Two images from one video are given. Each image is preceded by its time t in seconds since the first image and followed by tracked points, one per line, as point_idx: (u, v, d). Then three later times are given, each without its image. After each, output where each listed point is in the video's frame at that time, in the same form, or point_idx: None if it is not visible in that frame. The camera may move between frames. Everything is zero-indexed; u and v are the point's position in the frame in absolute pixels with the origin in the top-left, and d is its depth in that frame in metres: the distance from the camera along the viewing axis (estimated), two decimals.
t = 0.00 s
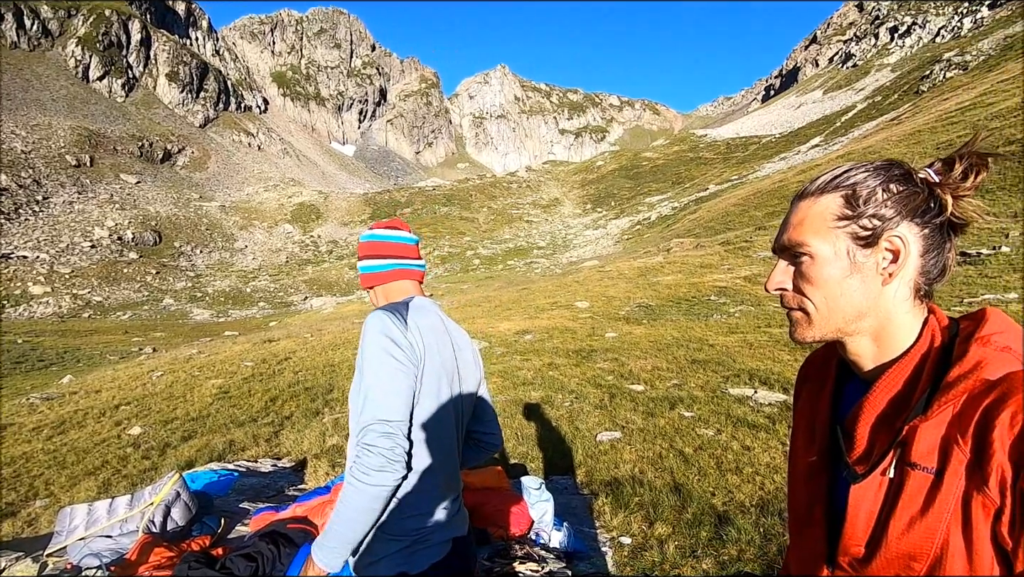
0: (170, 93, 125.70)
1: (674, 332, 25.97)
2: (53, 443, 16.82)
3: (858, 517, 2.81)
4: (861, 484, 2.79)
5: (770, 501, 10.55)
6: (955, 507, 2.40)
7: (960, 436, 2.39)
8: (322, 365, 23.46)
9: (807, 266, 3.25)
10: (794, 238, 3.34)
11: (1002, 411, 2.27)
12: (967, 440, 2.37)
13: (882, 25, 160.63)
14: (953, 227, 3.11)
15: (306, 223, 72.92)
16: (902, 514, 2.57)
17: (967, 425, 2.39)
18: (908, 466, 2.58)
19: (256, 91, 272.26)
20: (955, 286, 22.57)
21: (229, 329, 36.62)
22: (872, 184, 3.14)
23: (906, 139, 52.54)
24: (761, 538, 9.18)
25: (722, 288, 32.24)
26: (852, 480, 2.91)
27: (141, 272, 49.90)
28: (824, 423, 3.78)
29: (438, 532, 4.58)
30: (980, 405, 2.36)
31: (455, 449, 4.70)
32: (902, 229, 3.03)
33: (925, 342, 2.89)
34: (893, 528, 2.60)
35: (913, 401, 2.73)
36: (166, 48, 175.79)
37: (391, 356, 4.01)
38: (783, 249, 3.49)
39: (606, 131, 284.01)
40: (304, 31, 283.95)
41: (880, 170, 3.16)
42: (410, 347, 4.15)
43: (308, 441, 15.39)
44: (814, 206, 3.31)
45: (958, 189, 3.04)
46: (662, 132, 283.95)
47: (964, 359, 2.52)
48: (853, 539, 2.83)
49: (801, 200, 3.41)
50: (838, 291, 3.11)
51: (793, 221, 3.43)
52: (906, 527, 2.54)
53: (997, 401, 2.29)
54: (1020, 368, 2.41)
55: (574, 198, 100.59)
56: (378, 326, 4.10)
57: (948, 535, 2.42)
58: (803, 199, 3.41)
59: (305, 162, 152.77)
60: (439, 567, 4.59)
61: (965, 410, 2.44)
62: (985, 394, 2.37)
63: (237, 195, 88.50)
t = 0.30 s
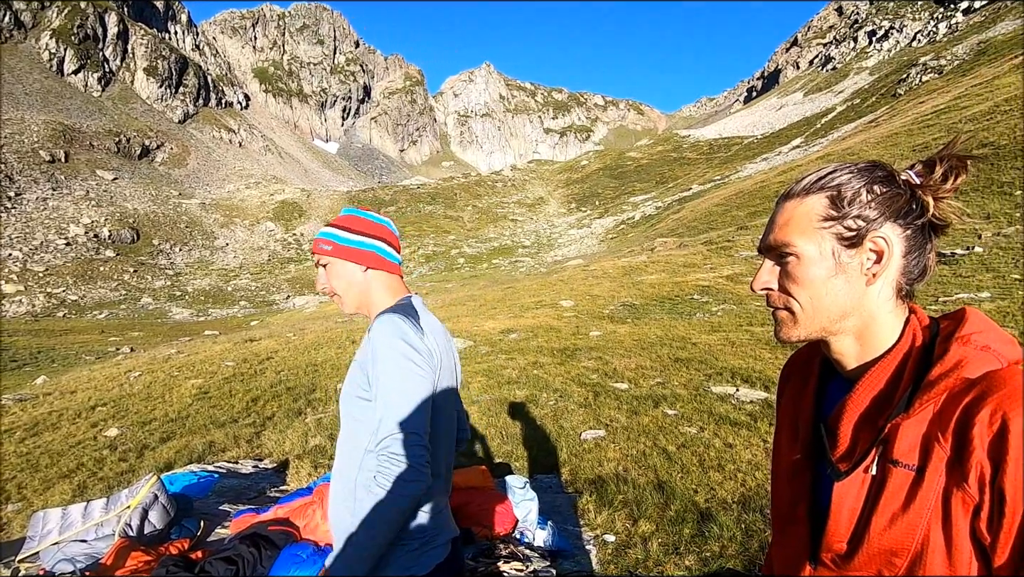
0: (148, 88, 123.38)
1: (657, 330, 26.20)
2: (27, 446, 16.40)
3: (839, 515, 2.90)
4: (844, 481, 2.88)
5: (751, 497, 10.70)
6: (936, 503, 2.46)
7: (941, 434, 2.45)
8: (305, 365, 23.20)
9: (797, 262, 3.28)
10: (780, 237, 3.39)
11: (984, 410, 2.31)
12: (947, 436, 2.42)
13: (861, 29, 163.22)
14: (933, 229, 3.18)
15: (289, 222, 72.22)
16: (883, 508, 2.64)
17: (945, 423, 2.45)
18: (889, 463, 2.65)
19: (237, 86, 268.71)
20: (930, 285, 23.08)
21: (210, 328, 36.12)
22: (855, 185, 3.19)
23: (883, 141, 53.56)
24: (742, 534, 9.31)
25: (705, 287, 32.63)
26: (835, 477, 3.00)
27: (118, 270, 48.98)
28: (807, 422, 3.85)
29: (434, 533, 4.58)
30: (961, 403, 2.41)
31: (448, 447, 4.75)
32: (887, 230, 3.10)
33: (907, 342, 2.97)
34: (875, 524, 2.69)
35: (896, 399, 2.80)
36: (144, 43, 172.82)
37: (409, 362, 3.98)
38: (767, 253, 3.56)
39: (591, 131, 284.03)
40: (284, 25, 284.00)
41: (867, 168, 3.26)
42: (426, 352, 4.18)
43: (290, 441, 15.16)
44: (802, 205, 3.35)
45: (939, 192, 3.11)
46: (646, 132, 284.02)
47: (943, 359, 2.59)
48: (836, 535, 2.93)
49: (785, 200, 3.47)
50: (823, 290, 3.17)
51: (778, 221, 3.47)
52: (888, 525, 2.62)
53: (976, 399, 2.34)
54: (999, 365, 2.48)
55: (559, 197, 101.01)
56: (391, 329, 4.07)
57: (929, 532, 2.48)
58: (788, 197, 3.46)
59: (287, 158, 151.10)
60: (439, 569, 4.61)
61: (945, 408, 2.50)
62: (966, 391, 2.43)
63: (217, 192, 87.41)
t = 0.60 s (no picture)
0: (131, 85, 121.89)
1: (645, 331, 26.36)
2: (6, 450, 16.08)
3: (824, 513, 2.96)
4: (829, 479, 2.96)
5: (739, 497, 10.80)
6: (916, 501, 2.50)
7: (921, 432, 2.50)
8: (292, 367, 23.02)
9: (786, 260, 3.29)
10: (767, 240, 3.42)
11: (962, 410, 2.35)
12: (929, 436, 2.46)
13: (845, 32, 164.96)
14: (914, 231, 3.24)
15: (276, 222, 71.69)
16: (870, 506, 2.68)
17: (928, 421, 2.50)
18: (873, 463, 2.70)
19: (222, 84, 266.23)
20: (912, 286, 23.45)
21: (195, 330, 35.76)
22: (840, 189, 3.23)
23: (867, 144, 54.28)
24: (729, 533, 9.38)
25: (692, 287, 32.90)
26: (820, 476, 3.06)
27: (101, 271, 48.29)
28: (793, 421, 3.90)
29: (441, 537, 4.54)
30: (942, 402, 2.46)
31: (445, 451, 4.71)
32: (870, 233, 3.14)
33: (889, 342, 3.03)
34: (860, 522, 2.74)
35: (879, 398, 2.86)
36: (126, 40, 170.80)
37: (453, 362, 3.65)
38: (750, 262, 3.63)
39: (579, 132, 283.97)
40: (271, 24, 284.15)
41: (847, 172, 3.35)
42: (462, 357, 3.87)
43: (277, 444, 15.00)
44: (788, 205, 3.40)
45: (919, 195, 3.17)
46: (634, 133, 283.97)
47: (925, 360, 2.64)
48: (822, 533, 2.98)
49: (773, 201, 3.51)
50: (809, 291, 3.21)
51: (764, 224, 3.52)
52: (872, 522, 2.66)
53: (958, 398, 2.38)
54: (978, 365, 2.52)
55: (547, 198, 101.37)
56: (432, 335, 3.74)
57: (910, 530, 2.53)
58: (775, 199, 3.50)
59: (274, 158, 150.03)
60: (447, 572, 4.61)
61: (925, 406, 2.56)
62: (946, 390, 2.48)
63: (203, 192, 86.63)
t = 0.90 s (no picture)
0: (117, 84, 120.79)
1: (635, 331, 26.47)
2: None
3: (811, 509, 2.99)
4: (816, 477, 2.99)
5: (727, 495, 10.89)
6: (900, 498, 2.53)
7: (906, 429, 2.53)
8: (280, 369, 22.81)
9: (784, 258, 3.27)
10: (753, 242, 3.45)
11: (942, 406, 2.39)
12: (913, 431, 2.49)
13: (832, 35, 166.44)
14: (897, 232, 3.32)
15: (264, 222, 71.18)
16: (853, 503, 2.70)
17: (911, 418, 2.53)
18: (859, 460, 2.72)
19: (210, 83, 264.21)
20: (898, 285, 23.80)
21: (182, 331, 35.40)
22: (824, 191, 3.28)
23: (853, 146, 54.92)
24: (718, 532, 9.45)
25: (682, 287, 33.13)
26: (807, 473, 3.10)
27: (86, 272, 47.61)
28: (781, 419, 3.94)
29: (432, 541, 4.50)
30: (926, 399, 2.51)
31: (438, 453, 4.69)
32: (854, 233, 3.19)
33: (872, 341, 3.10)
34: (845, 519, 2.74)
35: (864, 397, 2.93)
36: (111, 37, 168.84)
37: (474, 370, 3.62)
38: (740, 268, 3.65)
39: (569, 132, 284.04)
40: (259, 23, 284.05)
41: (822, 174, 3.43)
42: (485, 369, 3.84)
43: (264, 446, 14.84)
44: (778, 207, 3.41)
45: (903, 197, 3.25)
46: (624, 134, 284.00)
47: (908, 358, 2.69)
48: (808, 529, 3.01)
49: (760, 202, 3.54)
50: (795, 294, 3.23)
51: (752, 227, 3.54)
52: (855, 519, 2.68)
53: (940, 397, 2.42)
54: (959, 363, 2.57)
55: (538, 198, 101.60)
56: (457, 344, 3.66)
57: (896, 526, 2.54)
58: (763, 200, 3.53)
59: (262, 158, 149.16)
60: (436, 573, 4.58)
61: (907, 404, 2.61)
62: (930, 388, 2.52)
63: (190, 192, 85.91)
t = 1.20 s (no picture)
0: (103, 82, 119.84)
1: (626, 330, 26.57)
2: None
3: (793, 503, 3.02)
4: (796, 472, 3.02)
5: (716, 492, 10.95)
6: (879, 493, 2.55)
7: (884, 424, 2.55)
8: (270, 370, 22.66)
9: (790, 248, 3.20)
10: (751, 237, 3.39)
11: (921, 401, 2.41)
12: (891, 427, 2.52)
13: (821, 35, 167.72)
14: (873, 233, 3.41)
15: (253, 222, 70.77)
16: (833, 497, 2.72)
17: (889, 414, 2.55)
18: (838, 454, 2.75)
19: (198, 81, 262.51)
20: (884, 284, 24.05)
21: (170, 331, 35.17)
22: (822, 191, 3.28)
23: (841, 145, 55.41)
24: (707, 529, 9.50)
25: (672, 286, 33.31)
26: (788, 468, 3.12)
27: (72, 272, 47.07)
28: (762, 414, 3.96)
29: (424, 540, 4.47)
30: (904, 395, 2.53)
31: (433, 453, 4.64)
32: (849, 235, 3.21)
33: (854, 337, 3.15)
34: (825, 513, 2.76)
35: (845, 391, 2.95)
36: (97, 34, 167.19)
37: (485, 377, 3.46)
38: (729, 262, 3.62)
39: (560, 132, 284.01)
40: (247, 21, 284.18)
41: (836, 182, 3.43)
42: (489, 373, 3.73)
43: (254, 447, 14.73)
44: (770, 194, 3.39)
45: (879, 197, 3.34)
46: (615, 133, 283.98)
47: (885, 354, 2.73)
48: (790, 524, 3.04)
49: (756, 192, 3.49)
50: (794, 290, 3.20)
51: (745, 217, 3.49)
52: (836, 513, 2.70)
53: (918, 391, 2.45)
54: (937, 359, 2.60)
55: (529, 197, 101.70)
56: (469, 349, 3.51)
57: (874, 520, 2.56)
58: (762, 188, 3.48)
59: (251, 157, 148.48)
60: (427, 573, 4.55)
61: (888, 399, 2.63)
62: (907, 382, 2.55)
63: (177, 191, 85.32)
